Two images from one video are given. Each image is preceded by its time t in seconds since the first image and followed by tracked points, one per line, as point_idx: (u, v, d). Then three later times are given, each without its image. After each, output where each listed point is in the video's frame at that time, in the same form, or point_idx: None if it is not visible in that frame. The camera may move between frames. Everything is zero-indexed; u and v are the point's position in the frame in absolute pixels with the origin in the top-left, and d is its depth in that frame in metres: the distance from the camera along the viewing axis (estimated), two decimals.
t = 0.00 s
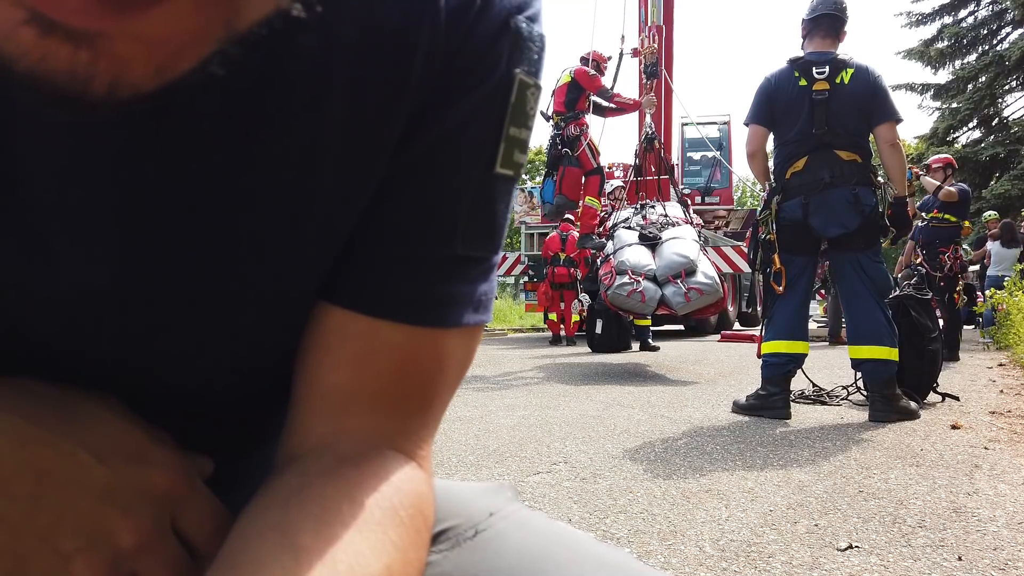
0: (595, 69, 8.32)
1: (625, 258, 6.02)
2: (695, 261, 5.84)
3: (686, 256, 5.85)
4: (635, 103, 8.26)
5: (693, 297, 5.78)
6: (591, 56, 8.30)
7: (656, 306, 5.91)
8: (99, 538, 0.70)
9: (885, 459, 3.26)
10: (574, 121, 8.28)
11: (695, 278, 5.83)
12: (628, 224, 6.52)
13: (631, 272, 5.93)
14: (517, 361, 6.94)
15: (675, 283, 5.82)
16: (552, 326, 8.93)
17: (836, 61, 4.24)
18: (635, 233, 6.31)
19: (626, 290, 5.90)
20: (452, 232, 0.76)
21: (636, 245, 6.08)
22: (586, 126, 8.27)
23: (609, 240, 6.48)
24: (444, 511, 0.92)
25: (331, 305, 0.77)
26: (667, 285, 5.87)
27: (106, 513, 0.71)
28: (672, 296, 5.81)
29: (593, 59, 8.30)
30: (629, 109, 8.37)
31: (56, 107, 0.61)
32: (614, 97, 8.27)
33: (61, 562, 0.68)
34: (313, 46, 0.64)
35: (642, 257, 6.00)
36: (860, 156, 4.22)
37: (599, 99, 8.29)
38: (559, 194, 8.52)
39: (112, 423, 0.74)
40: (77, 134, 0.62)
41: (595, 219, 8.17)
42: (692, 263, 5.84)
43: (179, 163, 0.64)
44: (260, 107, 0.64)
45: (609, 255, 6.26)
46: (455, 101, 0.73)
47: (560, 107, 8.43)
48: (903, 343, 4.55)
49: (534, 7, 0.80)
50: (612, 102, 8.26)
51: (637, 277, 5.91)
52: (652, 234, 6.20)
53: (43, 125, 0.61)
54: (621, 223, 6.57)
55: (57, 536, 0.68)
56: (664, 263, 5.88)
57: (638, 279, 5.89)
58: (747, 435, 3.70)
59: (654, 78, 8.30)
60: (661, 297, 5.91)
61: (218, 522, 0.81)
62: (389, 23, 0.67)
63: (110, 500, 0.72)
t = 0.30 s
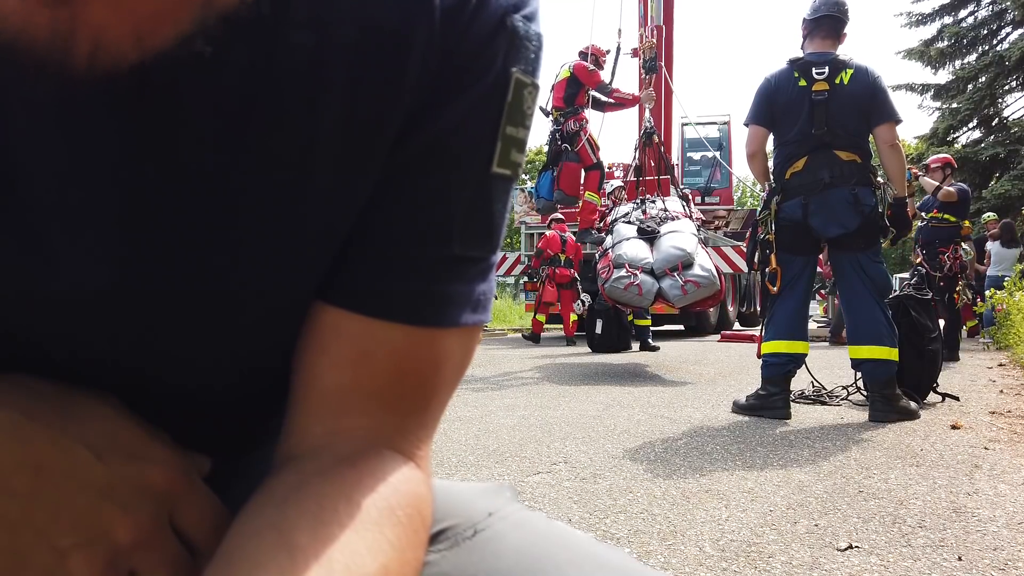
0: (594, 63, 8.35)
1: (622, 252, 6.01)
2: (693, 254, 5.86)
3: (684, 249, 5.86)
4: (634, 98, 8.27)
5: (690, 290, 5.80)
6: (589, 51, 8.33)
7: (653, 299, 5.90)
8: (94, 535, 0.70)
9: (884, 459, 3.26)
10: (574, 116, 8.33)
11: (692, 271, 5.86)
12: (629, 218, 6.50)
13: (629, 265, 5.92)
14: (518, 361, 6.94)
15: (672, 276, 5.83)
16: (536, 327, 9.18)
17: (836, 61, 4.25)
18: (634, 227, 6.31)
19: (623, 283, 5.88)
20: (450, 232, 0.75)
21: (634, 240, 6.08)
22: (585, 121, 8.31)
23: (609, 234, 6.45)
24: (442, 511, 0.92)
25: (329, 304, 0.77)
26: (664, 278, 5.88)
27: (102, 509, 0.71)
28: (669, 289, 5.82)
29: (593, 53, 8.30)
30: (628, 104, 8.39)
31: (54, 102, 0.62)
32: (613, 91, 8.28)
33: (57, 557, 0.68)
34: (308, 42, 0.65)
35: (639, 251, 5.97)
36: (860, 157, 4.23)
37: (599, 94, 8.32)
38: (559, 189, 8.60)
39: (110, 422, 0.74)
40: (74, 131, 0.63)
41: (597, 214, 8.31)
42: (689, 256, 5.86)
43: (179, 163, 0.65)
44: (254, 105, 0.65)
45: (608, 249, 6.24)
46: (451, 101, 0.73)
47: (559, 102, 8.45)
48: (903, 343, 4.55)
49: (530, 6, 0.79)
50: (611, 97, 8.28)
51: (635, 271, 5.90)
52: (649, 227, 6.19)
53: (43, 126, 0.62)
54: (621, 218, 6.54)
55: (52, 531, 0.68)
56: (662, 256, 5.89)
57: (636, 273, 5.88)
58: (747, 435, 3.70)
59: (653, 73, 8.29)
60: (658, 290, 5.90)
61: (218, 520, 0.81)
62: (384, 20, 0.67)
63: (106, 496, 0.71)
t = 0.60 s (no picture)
0: (593, 58, 8.33)
1: (620, 245, 6.03)
2: (690, 247, 5.86)
3: (681, 242, 5.86)
4: (633, 93, 8.29)
5: (687, 283, 5.79)
6: (587, 46, 8.33)
7: (651, 292, 5.89)
8: (91, 535, 0.70)
9: (884, 459, 3.27)
10: (573, 110, 8.35)
11: (689, 263, 5.84)
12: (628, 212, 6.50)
13: (626, 258, 5.94)
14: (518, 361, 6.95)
15: (670, 269, 5.82)
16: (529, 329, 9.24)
17: (836, 61, 4.25)
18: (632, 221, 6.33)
19: (621, 276, 5.90)
20: (447, 231, 0.76)
21: (633, 233, 6.11)
22: (584, 115, 8.31)
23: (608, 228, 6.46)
24: (441, 509, 0.92)
25: (327, 302, 0.77)
26: (662, 271, 5.87)
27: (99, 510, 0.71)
28: (667, 282, 5.81)
29: (592, 48, 8.31)
30: (627, 98, 8.40)
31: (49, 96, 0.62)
32: (612, 86, 8.28)
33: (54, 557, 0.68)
34: (303, 41, 0.65)
35: (637, 244, 6.00)
36: (860, 157, 4.23)
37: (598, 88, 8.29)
38: (559, 183, 8.63)
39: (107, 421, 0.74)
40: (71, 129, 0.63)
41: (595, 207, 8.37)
42: (686, 249, 5.86)
43: (176, 162, 0.65)
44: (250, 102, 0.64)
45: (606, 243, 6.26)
46: (446, 101, 0.73)
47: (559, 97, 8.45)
48: (903, 343, 4.55)
49: (526, 6, 0.79)
50: (611, 92, 8.27)
51: (632, 264, 5.92)
52: (648, 221, 6.18)
53: (39, 125, 0.62)
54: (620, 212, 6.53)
55: (50, 531, 0.69)
56: (659, 249, 5.89)
57: (633, 266, 5.90)
58: (747, 435, 3.71)
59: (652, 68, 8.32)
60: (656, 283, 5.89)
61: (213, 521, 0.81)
62: (377, 19, 0.67)
63: (104, 497, 0.72)
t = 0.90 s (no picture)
0: (592, 52, 8.34)
1: (618, 238, 6.05)
2: (687, 240, 5.85)
3: (678, 235, 5.86)
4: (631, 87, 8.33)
5: (684, 276, 5.78)
6: (586, 41, 8.35)
7: (648, 286, 5.89)
8: (89, 540, 0.70)
9: (884, 459, 3.27)
10: (571, 105, 8.37)
11: (686, 256, 5.83)
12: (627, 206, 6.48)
13: (623, 252, 5.95)
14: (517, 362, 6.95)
15: (667, 262, 5.82)
16: (529, 329, 9.22)
17: (836, 61, 4.25)
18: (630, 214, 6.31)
19: (618, 269, 5.91)
20: (447, 230, 0.76)
21: (631, 227, 6.11)
22: (582, 110, 8.35)
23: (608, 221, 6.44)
24: (441, 508, 0.92)
25: (328, 302, 0.77)
26: (659, 264, 5.88)
27: (97, 515, 0.71)
28: (664, 275, 5.81)
29: (591, 43, 8.31)
30: (626, 93, 8.41)
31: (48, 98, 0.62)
32: (611, 81, 8.31)
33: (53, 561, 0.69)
34: (304, 41, 0.65)
35: (635, 237, 6.02)
36: (860, 157, 4.23)
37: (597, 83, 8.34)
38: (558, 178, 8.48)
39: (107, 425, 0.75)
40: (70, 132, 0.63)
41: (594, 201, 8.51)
42: (683, 242, 5.85)
43: (176, 163, 0.65)
44: (250, 102, 0.64)
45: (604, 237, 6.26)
46: (446, 101, 0.73)
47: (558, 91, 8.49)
48: (903, 343, 4.55)
49: (527, 7, 0.79)
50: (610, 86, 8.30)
51: (630, 257, 5.93)
52: (648, 214, 6.18)
53: (40, 128, 0.62)
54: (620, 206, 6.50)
55: (47, 536, 0.69)
56: (657, 242, 5.89)
57: (630, 259, 5.91)
58: (747, 435, 3.71)
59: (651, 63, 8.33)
60: (653, 276, 5.88)
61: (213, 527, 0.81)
62: (378, 22, 0.67)
63: (103, 502, 0.72)
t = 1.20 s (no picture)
0: (591, 48, 8.36)
1: (615, 231, 6.03)
2: (684, 233, 5.84)
3: (675, 228, 5.85)
4: (631, 82, 8.33)
5: (681, 268, 5.80)
6: (587, 36, 8.38)
7: (645, 278, 5.91)
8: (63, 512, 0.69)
9: (885, 459, 3.26)
10: (571, 99, 8.46)
11: (683, 249, 5.84)
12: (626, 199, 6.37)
13: (620, 245, 5.94)
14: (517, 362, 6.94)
15: (663, 255, 5.84)
16: (524, 330, 9.24)
17: (836, 61, 4.25)
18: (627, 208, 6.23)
19: (614, 262, 5.91)
20: (453, 229, 0.75)
21: (628, 220, 6.07)
22: (582, 105, 8.45)
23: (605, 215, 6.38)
24: (446, 510, 0.92)
25: (336, 303, 0.76)
26: (656, 257, 5.89)
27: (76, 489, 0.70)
28: (660, 267, 5.83)
29: (591, 38, 8.31)
30: (625, 87, 8.41)
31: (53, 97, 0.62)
32: (610, 75, 8.32)
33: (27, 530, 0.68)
34: (309, 42, 0.65)
35: (632, 230, 5.99)
36: (860, 157, 4.24)
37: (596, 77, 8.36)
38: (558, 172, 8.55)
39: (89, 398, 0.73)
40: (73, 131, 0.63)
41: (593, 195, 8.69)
42: (680, 235, 5.85)
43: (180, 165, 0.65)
44: (253, 103, 0.64)
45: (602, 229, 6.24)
46: (453, 103, 0.73)
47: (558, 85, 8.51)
48: (903, 343, 4.55)
49: (534, 8, 0.79)
50: (609, 80, 8.31)
51: (626, 250, 5.92)
52: (644, 208, 6.12)
53: (46, 126, 0.63)
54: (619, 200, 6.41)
55: (21, 503, 0.68)
56: (654, 235, 5.88)
57: (627, 252, 5.90)
58: (747, 435, 3.70)
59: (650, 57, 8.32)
60: (649, 269, 5.91)
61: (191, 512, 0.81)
62: (386, 24, 0.67)
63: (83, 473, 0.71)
